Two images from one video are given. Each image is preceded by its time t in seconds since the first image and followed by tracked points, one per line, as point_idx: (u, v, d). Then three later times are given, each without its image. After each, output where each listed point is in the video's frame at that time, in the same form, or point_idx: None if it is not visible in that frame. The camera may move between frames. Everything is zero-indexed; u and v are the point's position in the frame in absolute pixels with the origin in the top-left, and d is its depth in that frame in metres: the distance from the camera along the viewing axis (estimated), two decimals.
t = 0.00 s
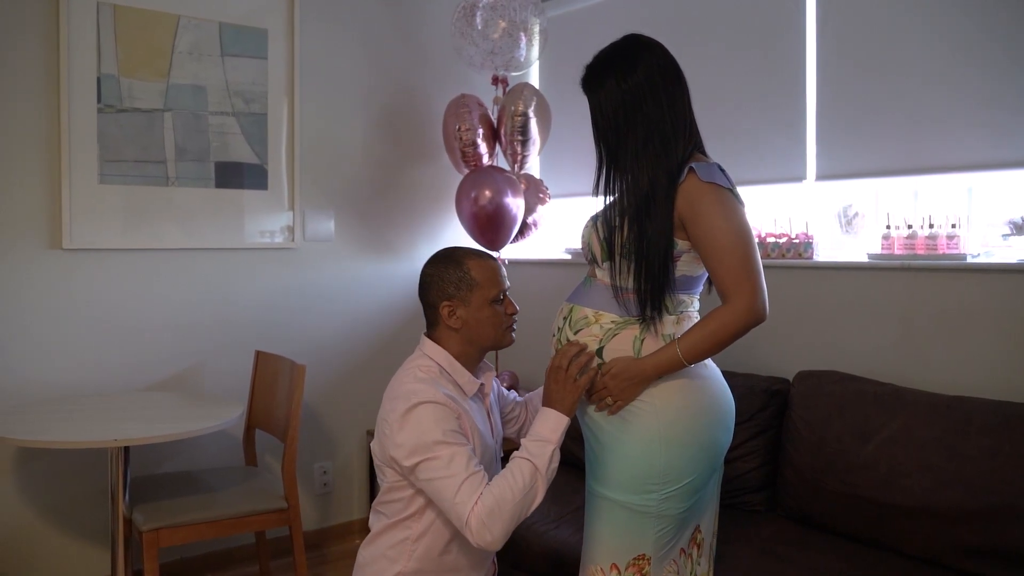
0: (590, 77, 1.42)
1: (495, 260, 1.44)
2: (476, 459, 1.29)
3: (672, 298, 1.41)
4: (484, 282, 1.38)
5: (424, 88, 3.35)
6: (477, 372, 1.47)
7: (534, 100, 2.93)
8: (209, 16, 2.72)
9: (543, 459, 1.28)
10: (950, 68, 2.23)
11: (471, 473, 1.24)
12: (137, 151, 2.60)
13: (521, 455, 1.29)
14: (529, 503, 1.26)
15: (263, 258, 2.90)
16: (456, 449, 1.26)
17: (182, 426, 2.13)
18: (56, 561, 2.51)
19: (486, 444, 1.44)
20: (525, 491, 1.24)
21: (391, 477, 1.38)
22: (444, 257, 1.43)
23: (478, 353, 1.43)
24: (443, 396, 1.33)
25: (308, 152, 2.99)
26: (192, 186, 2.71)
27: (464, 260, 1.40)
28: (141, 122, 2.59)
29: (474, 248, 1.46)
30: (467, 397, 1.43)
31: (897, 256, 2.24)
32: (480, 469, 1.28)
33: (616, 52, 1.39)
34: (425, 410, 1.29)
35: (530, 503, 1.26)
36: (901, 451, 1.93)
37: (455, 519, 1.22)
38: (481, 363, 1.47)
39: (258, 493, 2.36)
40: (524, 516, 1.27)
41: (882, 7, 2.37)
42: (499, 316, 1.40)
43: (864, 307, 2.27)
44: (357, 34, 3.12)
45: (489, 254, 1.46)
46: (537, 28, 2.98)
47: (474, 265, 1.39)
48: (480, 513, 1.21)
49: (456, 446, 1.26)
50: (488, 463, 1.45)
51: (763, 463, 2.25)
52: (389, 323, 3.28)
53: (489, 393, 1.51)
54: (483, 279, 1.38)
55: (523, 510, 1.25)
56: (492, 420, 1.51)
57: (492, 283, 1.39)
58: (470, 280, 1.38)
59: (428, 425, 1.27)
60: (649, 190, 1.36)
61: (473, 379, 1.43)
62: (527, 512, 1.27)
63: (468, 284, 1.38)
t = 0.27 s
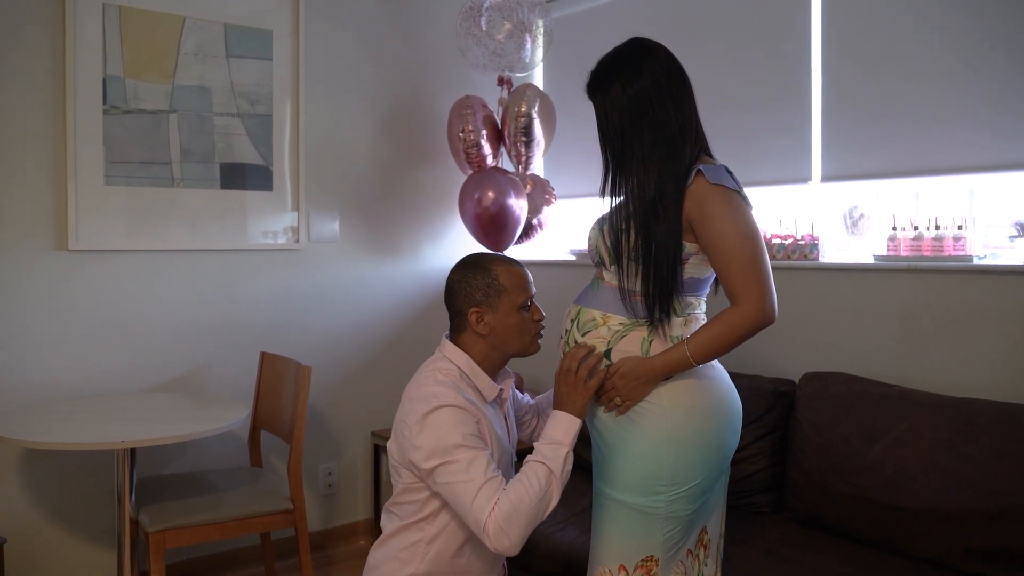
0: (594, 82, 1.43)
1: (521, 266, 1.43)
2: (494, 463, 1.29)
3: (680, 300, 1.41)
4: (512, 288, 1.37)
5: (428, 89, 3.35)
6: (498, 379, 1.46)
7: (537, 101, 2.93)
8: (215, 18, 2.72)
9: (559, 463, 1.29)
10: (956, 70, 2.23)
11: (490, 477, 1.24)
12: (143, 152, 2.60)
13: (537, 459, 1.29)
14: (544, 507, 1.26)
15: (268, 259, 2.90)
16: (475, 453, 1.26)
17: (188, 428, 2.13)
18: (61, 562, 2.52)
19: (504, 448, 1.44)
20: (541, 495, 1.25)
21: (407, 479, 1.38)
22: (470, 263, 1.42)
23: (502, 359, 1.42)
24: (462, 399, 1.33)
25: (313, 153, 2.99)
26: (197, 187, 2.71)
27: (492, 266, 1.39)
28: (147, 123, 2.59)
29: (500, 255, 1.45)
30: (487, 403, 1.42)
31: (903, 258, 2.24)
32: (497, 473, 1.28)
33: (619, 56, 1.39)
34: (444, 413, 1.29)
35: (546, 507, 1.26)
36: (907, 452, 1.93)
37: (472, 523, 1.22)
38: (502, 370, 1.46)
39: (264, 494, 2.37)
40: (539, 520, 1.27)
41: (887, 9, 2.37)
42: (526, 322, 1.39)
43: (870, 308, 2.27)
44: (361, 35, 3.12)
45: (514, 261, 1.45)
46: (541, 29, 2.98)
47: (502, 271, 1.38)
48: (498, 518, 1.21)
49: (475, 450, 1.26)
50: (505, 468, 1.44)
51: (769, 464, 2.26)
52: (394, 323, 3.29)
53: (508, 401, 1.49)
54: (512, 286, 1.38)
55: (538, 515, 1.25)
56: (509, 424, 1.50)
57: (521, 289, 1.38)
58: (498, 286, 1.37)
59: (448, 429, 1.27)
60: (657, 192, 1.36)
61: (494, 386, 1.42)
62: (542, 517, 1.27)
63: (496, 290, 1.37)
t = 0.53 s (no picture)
0: (599, 86, 1.43)
1: (537, 271, 1.44)
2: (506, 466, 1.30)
3: (687, 301, 1.42)
4: (528, 293, 1.38)
5: (433, 90, 3.35)
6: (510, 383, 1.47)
7: (541, 102, 2.93)
8: (220, 19, 2.72)
9: (569, 465, 1.29)
10: (961, 72, 2.23)
11: (502, 480, 1.25)
12: (149, 153, 2.60)
13: (548, 461, 1.30)
14: (555, 509, 1.27)
15: (274, 260, 2.91)
16: (488, 456, 1.26)
17: (195, 429, 2.13)
18: (68, 562, 2.52)
19: (515, 451, 1.44)
20: (552, 498, 1.25)
21: (418, 481, 1.38)
22: (486, 267, 1.42)
23: (516, 363, 1.43)
24: (475, 402, 1.33)
25: (318, 154, 2.99)
26: (203, 188, 2.72)
27: (508, 271, 1.40)
28: (153, 124, 2.60)
29: (514, 260, 1.46)
30: (499, 406, 1.43)
31: (908, 259, 2.24)
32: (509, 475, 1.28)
33: (625, 60, 1.39)
34: (458, 416, 1.29)
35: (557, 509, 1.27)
36: (913, 454, 1.94)
37: (484, 525, 1.23)
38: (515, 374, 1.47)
39: (271, 495, 2.37)
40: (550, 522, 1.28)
41: (892, 11, 2.37)
42: (542, 327, 1.40)
43: (875, 309, 2.28)
44: (366, 36, 3.12)
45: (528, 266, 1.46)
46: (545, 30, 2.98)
47: (519, 276, 1.39)
48: (510, 520, 1.21)
49: (488, 453, 1.27)
50: (516, 470, 1.45)
51: (775, 465, 2.26)
52: (399, 324, 3.29)
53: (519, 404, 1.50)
54: (528, 290, 1.38)
55: (550, 517, 1.26)
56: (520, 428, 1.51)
57: (537, 294, 1.39)
58: (515, 291, 1.38)
59: (461, 432, 1.28)
60: (663, 195, 1.37)
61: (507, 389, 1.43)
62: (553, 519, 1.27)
63: (513, 295, 1.38)
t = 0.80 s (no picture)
0: (602, 85, 1.43)
1: (541, 272, 1.44)
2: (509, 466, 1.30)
3: (687, 301, 1.42)
4: (533, 295, 1.38)
5: (435, 90, 3.36)
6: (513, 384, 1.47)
7: (542, 101, 2.93)
8: (223, 20, 2.73)
9: (572, 466, 1.29)
10: (964, 73, 2.23)
11: (505, 480, 1.25)
12: (152, 154, 2.61)
13: (550, 461, 1.30)
14: (557, 510, 1.27)
15: (276, 260, 2.91)
16: (491, 457, 1.27)
17: (198, 430, 2.13)
18: (71, 562, 2.53)
19: (518, 452, 1.44)
20: (555, 498, 1.25)
21: (421, 481, 1.38)
22: (491, 269, 1.43)
23: (519, 365, 1.43)
24: (478, 403, 1.34)
25: (321, 155, 3.00)
26: (206, 188, 2.72)
27: (512, 273, 1.40)
28: (156, 125, 2.60)
29: (519, 261, 1.46)
30: (502, 407, 1.43)
31: (910, 259, 2.24)
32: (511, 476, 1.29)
33: (628, 60, 1.39)
34: (461, 417, 1.30)
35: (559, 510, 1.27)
36: (915, 454, 1.94)
37: (487, 526, 1.23)
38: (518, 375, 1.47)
39: (273, 495, 2.38)
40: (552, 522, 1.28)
41: (894, 12, 2.37)
42: (546, 329, 1.40)
43: (877, 309, 2.28)
44: (368, 36, 3.13)
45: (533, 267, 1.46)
46: (548, 30, 2.97)
47: (524, 277, 1.39)
48: (512, 521, 1.22)
49: (491, 453, 1.27)
50: (518, 471, 1.45)
51: (776, 466, 2.27)
52: (401, 324, 3.30)
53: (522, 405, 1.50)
54: (533, 292, 1.39)
55: (552, 517, 1.26)
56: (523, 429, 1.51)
57: (542, 296, 1.39)
58: (519, 292, 1.38)
59: (465, 433, 1.28)
60: (664, 195, 1.37)
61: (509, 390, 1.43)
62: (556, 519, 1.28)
63: (517, 297, 1.38)
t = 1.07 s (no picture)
0: (598, 87, 1.43)
1: (537, 275, 1.44)
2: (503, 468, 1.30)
3: (678, 303, 1.42)
4: (528, 297, 1.39)
5: (434, 91, 3.36)
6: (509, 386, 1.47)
7: (541, 103, 2.93)
8: (222, 22, 2.73)
9: (565, 467, 1.29)
10: (962, 74, 2.23)
11: (499, 482, 1.25)
12: (151, 155, 2.61)
13: (545, 462, 1.30)
14: (551, 512, 1.27)
15: (275, 262, 2.92)
16: (485, 459, 1.27)
17: (197, 431, 2.14)
18: (69, 563, 2.53)
19: (512, 454, 1.45)
20: (549, 500, 1.26)
21: (416, 483, 1.38)
22: (486, 271, 1.43)
23: (515, 367, 1.43)
24: (473, 405, 1.34)
25: (320, 157, 3.00)
26: (205, 190, 2.73)
27: (507, 275, 1.40)
28: (155, 127, 2.61)
29: (513, 263, 1.46)
30: (497, 409, 1.43)
31: (908, 261, 2.24)
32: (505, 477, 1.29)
33: (623, 62, 1.40)
34: (456, 419, 1.30)
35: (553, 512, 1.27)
36: (913, 455, 1.94)
37: (481, 528, 1.23)
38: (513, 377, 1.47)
39: (272, 497, 2.38)
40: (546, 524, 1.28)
41: (892, 13, 2.37)
42: (541, 331, 1.40)
43: (875, 311, 2.28)
44: (367, 37, 3.13)
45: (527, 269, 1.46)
46: (547, 31, 2.97)
47: (519, 280, 1.39)
48: (506, 523, 1.22)
49: (486, 455, 1.27)
50: (513, 473, 1.46)
51: (774, 467, 2.27)
52: (400, 325, 3.30)
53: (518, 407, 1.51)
54: (528, 294, 1.39)
55: (546, 519, 1.26)
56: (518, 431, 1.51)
57: (537, 298, 1.39)
58: (515, 295, 1.38)
59: (459, 435, 1.28)
60: (657, 197, 1.37)
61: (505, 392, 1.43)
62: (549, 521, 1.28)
63: (513, 299, 1.38)
